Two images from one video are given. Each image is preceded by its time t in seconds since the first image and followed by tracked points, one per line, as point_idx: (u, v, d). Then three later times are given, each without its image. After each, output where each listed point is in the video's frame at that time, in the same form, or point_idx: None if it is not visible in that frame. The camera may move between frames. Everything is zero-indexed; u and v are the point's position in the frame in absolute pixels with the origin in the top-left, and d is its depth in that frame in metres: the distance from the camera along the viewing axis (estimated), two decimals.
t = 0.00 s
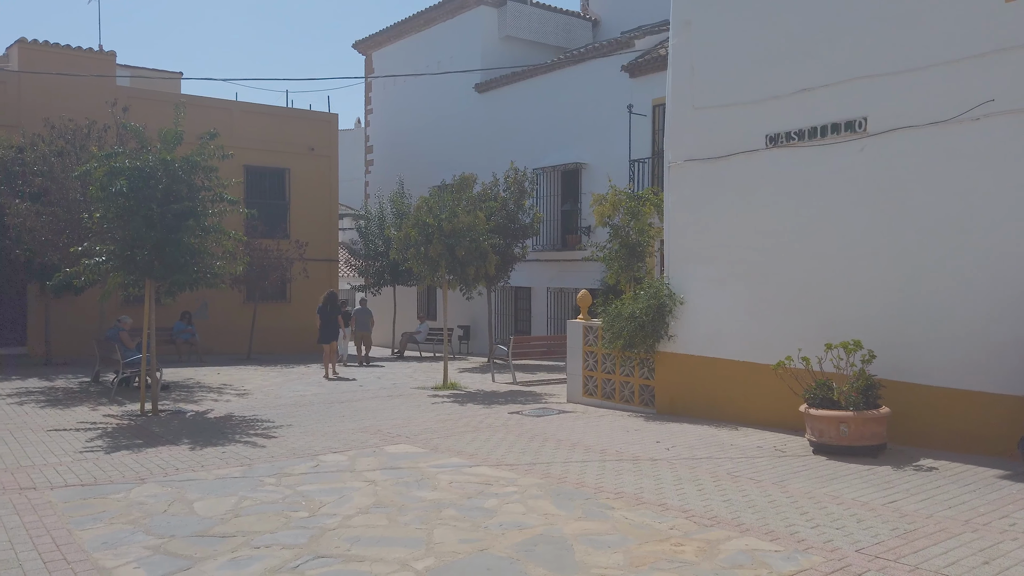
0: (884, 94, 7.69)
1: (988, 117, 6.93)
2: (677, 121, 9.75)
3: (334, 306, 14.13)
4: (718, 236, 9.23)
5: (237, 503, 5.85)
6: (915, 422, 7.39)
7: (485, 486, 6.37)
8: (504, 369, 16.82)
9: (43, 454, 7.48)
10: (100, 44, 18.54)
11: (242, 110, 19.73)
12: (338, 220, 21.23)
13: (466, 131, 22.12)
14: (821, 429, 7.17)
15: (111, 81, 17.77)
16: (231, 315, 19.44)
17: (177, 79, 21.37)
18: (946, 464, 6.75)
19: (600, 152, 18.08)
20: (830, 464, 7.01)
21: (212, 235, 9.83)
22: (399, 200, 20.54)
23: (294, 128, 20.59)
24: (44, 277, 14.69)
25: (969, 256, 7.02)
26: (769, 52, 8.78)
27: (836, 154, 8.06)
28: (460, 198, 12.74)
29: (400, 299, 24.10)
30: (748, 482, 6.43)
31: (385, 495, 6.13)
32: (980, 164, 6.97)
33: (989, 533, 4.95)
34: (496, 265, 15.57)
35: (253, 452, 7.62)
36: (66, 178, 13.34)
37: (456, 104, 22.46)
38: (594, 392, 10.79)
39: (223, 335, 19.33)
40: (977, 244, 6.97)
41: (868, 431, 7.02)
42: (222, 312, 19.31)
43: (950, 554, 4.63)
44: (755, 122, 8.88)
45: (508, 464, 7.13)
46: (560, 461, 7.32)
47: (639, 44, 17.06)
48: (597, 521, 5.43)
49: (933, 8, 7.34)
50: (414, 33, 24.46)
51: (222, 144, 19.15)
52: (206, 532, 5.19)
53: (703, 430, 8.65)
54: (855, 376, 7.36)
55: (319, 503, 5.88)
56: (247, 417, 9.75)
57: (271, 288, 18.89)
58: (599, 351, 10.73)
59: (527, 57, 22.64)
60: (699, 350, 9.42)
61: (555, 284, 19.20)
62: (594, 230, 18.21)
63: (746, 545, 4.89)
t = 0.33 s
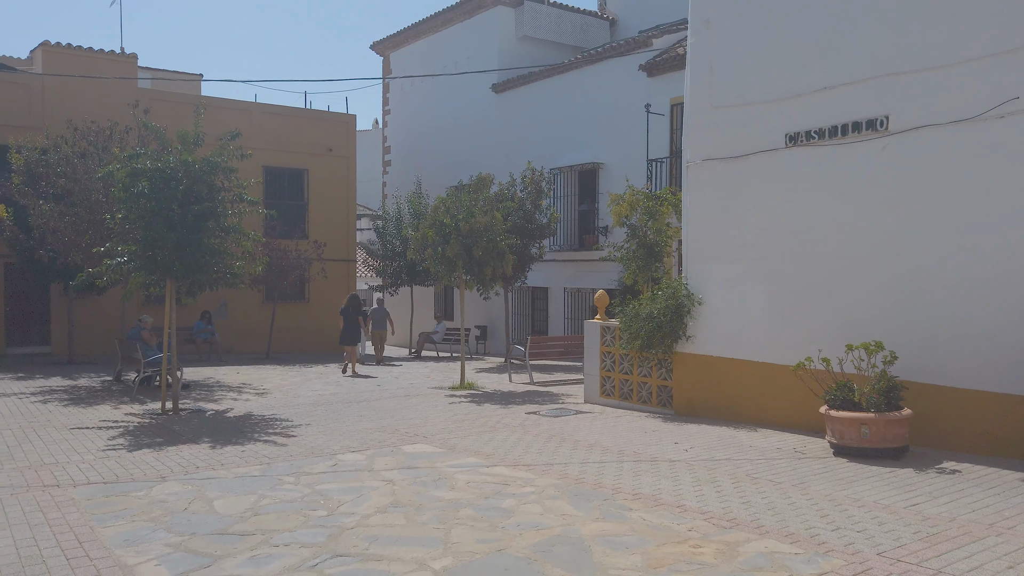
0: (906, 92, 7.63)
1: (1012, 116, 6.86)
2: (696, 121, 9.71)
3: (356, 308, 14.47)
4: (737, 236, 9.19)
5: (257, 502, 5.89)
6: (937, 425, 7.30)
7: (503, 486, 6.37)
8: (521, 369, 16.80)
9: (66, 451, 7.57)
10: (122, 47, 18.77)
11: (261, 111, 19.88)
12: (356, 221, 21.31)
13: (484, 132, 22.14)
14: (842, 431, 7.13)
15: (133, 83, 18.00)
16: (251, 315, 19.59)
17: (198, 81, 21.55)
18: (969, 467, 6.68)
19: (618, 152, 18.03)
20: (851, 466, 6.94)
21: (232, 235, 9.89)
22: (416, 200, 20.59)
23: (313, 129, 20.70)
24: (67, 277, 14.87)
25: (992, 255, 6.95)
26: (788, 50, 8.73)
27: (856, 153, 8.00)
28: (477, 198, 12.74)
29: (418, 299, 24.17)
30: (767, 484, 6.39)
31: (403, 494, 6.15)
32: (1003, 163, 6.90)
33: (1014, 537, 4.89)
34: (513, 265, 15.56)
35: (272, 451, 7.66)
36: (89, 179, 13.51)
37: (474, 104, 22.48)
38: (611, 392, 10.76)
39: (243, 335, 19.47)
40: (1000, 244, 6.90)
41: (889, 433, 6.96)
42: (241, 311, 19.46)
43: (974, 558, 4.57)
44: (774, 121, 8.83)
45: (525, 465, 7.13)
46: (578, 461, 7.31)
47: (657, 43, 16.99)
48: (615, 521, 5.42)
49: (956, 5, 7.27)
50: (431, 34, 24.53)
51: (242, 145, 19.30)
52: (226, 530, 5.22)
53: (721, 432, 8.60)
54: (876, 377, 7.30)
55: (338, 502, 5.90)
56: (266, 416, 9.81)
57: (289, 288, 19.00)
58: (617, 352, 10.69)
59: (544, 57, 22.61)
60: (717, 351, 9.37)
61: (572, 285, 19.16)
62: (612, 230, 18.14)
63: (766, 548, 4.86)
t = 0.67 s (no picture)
0: (928, 90, 7.53)
1: None
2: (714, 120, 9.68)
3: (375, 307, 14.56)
4: (756, 236, 9.15)
5: (274, 500, 5.91)
6: (958, 427, 7.23)
7: (518, 486, 6.37)
8: (537, 369, 16.79)
9: (87, 449, 7.64)
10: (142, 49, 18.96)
11: (279, 112, 20.00)
12: (372, 221, 21.37)
13: (500, 132, 22.15)
14: (861, 432, 7.07)
15: (153, 84, 18.15)
16: (269, 314, 19.70)
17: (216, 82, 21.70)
18: (992, 469, 6.59)
19: (634, 152, 17.98)
20: (871, 467, 6.88)
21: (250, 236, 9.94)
22: (433, 201, 20.64)
23: (330, 129, 20.79)
24: (87, 277, 15.02)
25: (1015, 255, 6.87)
26: (808, 49, 8.66)
27: (877, 152, 7.93)
28: (493, 198, 12.73)
29: (434, 298, 24.23)
30: (785, 485, 6.35)
31: (419, 493, 6.16)
32: None
33: None
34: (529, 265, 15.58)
35: (289, 450, 7.70)
36: (110, 180, 13.64)
37: (490, 104, 22.50)
38: (627, 393, 10.73)
39: (261, 334, 19.61)
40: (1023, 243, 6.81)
41: (910, 434, 6.89)
42: (259, 311, 19.58)
43: (997, 561, 4.51)
44: (794, 120, 8.77)
45: (541, 465, 7.12)
46: (594, 461, 7.29)
47: (674, 42, 16.92)
48: (631, 522, 5.40)
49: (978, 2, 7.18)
50: (447, 35, 24.57)
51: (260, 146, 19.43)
52: (244, 528, 5.25)
53: (738, 433, 8.56)
54: (896, 378, 7.23)
55: (355, 501, 5.92)
56: (283, 415, 9.85)
57: (306, 289, 19.10)
58: (633, 352, 10.66)
59: (561, 57, 22.57)
60: (735, 351, 9.33)
61: (588, 284, 19.12)
62: (628, 230, 18.08)
63: (784, 549, 4.82)
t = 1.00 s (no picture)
0: (946, 88, 7.46)
1: None
2: (729, 120, 9.64)
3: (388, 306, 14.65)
4: (770, 236, 9.11)
5: (289, 499, 5.94)
6: (977, 429, 7.16)
7: (533, 486, 6.36)
8: (551, 369, 16.78)
9: (105, 448, 7.70)
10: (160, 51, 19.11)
11: (294, 113, 20.09)
12: (387, 220, 21.45)
13: (514, 132, 22.15)
14: (878, 434, 7.02)
15: (170, 86, 18.32)
16: (284, 314, 19.81)
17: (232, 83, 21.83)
18: (1012, 472, 6.52)
19: (649, 152, 17.93)
20: (889, 469, 6.83)
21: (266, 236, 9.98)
22: (447, 201, 20.67)
23: (344, 130, 20.86)
24: (105, 277, 15.14)
25: None
26: (824, 47, 8.60)
27: (893, 151, 7.87)
28: (507, 198, 12.73)
29: (448, 298, 24.27)
30: (801, 487, 6.31)
31: (433, 493, 6.17)
32: None
33: None
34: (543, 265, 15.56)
35: (304, 449, 7.73)
36: (127, 181, 13.76)
37: (505, 104, 22.49)
38: (642, 393, 10.70)
39: (276, 334, 19.72)
40: None
41: (929, 436, 6.83)
42: (275, 311, 19.68)
43: (1017, 565, 4.47)
44: (810, 119, 8.72)
45: (556, 465, 7.11)
46: (609, 462, 7.28)
47: (689, 41, 16.85)
48: (646, 523, 5.38)
49: None
50: (462, 35, 24.60)
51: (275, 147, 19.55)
52: (259, 527, 5.28)
53: (754, 434, 8.51)
54: (914, 379, 7.17)
55: (370, 500, 5.94)
56: (298, 415, 9.88)
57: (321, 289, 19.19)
58: (647, 352, 10.62)
59: (575, 56, 22.52)
60: (750, 352, 9.29)
61: (602, 285, 19.08)
62: (642, 230, 18.02)
63: (800, 552, 4.79)
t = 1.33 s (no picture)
0: (963, 87, 7.40)
1: None
2: (743, 119, 9.61)
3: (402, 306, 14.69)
4: (784, 236, 9.08)
5: (304, 498, 5.97)
6: (994, 431, 7.09)
7: (546, 487, 6.36)
8: (564, 370, 16.77)
9: (122, 447, 7.77)
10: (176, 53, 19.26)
11: (308, 114, 20.19)
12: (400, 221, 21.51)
13: (527, 133, 22.16)
14: (894, 435, 6.97)
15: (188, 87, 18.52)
16: (297, 314, 19.90)
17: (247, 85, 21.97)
18: None
19: (662, 152, 17.89)
20: (905, 471, 6.78)
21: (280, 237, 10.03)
22: (459, 202, 20.69)
23: (358, 131, 20.94)
24: (122, 277, 15.28)
25: None
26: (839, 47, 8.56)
27: (909, 151, 7.82)
28: (520, 198, 12.73)
29: (461, 299, 24.30)
30: (816, 489, 6.27)
31: (446, 493, 6.17)
32: None
33: None
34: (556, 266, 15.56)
35: (318, 449, 7.76)
36: (144, 182, 13.87)
37: (519, 104, 22.49)
38: (655, 394, 10.66)
39: (290, 335, 19.81)
40: None
41: (945, 438, 6.78)
42: (289, 311, 19.77)
43: None
44: (825, 119, 8.67)
45: (569, 466, 7.10)
46: (622, 463, 7.26)
47: (703, 41, 16.80)
48: (659, 525, 5.36)
49: None
50: (475, 35, 24.62)
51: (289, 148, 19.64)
52: (274, 526, 5.30)
53: (768, 435, 8.47)
54: (931, 381, 7.11)
55: (383, 500, 5.95)
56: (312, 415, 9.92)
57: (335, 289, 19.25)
58: (661, 353, 10.58)
59: (588, 56, 22.49)
60: (764, 352, 9.25)
61: (615, 285, 19.05)
62: (656, 230, 17.98)
63: (815, 554, 4.76)
